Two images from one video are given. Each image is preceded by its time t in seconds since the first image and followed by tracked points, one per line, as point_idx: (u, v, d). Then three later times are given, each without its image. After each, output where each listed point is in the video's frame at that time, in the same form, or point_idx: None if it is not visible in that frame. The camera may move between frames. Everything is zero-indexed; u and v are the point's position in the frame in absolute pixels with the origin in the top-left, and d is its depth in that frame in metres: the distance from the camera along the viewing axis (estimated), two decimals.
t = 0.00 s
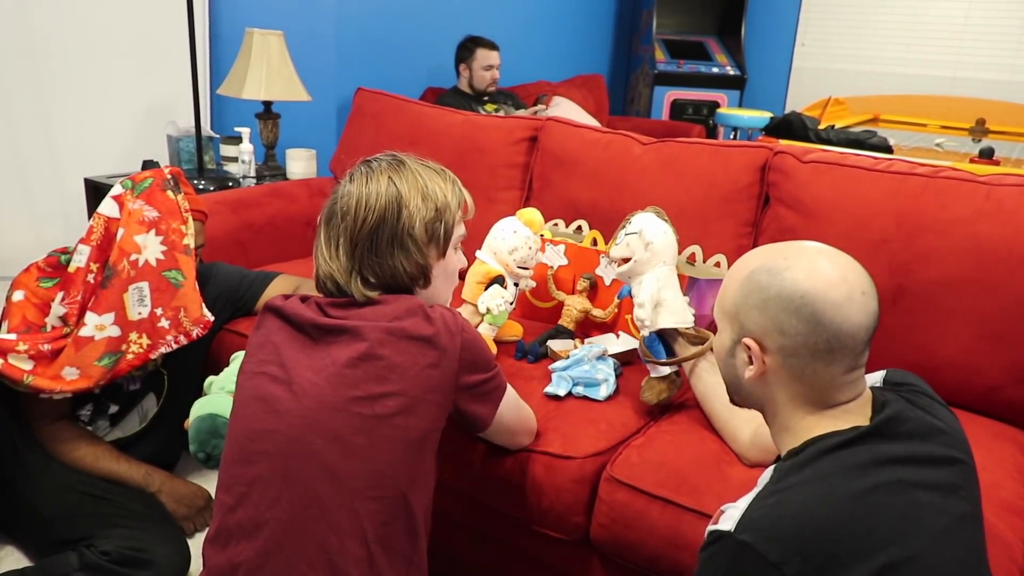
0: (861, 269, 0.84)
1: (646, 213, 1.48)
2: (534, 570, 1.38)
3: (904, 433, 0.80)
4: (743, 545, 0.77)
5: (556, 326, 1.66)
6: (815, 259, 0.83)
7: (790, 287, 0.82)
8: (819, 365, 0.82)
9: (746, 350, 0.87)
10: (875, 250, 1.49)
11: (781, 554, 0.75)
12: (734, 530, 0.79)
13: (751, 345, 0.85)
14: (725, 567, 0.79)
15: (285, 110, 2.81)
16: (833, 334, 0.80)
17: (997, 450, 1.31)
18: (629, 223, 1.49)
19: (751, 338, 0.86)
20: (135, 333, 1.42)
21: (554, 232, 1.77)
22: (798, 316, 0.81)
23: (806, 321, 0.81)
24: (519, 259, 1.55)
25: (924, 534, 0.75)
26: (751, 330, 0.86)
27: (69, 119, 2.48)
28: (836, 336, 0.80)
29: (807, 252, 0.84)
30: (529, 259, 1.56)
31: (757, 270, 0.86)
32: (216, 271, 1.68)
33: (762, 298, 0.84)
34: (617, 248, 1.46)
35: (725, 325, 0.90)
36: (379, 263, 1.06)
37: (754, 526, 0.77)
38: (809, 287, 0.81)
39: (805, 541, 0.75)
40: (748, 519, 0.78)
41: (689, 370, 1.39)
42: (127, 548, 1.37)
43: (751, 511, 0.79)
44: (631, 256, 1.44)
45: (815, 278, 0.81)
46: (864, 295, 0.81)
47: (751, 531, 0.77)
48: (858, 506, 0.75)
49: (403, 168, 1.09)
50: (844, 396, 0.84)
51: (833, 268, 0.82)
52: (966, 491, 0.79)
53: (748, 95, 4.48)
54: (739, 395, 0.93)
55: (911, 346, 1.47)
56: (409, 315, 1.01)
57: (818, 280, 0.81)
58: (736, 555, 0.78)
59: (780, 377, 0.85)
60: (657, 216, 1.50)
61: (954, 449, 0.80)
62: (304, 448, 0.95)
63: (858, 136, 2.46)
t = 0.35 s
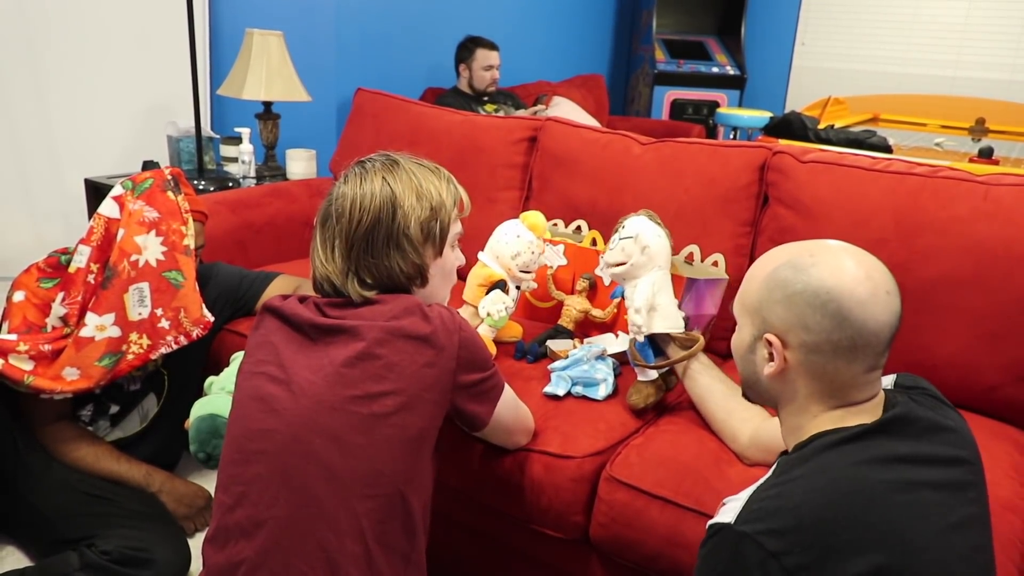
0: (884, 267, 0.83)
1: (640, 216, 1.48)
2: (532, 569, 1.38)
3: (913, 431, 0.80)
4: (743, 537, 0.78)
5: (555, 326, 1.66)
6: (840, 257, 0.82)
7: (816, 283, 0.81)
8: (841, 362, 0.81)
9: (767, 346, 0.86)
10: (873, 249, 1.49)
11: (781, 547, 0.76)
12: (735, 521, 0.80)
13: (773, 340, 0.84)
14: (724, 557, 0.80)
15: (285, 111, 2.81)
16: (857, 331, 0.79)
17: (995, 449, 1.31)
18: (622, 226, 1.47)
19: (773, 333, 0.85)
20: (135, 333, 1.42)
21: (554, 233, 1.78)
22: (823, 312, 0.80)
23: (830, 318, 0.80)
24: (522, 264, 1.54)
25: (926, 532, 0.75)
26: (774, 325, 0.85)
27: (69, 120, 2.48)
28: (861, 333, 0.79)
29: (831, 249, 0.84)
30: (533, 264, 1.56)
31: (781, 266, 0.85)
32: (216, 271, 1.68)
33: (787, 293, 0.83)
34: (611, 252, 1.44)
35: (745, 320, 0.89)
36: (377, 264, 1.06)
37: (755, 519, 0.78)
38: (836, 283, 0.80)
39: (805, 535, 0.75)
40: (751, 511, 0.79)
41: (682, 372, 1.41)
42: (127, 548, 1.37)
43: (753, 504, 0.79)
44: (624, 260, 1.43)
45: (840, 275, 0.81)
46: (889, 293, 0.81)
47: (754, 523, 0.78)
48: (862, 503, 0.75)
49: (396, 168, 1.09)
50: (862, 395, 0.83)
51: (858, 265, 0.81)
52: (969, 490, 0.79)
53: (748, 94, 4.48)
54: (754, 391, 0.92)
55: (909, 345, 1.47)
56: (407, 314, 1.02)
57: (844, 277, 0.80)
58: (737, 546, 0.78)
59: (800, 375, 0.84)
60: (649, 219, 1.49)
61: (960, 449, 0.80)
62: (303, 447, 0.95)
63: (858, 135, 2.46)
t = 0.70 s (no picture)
0: (893, 269, 0.83)
1: (643, 219, 1.47)
2: (537, 569, 1.38)
3: (924, 436, 0.79)
4: (760, 548, 0.77)
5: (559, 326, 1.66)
6: (848, 260, 0.81)
7: (827, 288, 0.80)
8: (852, 369, 0.81)
9: (777, 351, 0.85)
10: (879, 249, 1.49)
11: (799, 558, 0.75)
12: (751, 532, 0.79)
13: (783, 346, 0.84)
14: (740, 568, 0.79)
15: (289, 111, 2.81)
16: (869, 337, 0.79)
17: (1001, 450, 1.30)
18: (627, 228, 1.47)
19: (783, 339, 0.84)
20: (139, 333, 1.42)
21: (558, 232, 1.77)
22: (835, 318, 0.80)
23: (840, 323, 0.80)
24: (502, 247, 1.52)
25: (942, 539, 0.75)
26: (783, 331, 0.84)
27: (74, 120, 2.49)
28: (873, 338, 0.79)
29: (840, 252, 0.83)
30: (515, 248, 1.52)
31: (789, 271, 0.84)
32: (220, 271, 1.68)
33: (796, 299, 0.82)
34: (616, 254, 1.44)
35: (752, 325, 0.88)
36: (383, 265, 1.06)
37: (772, 529, 0.77)
38: (846, 288, 0.80)
39: (824, 546, 0.75)
40: (766, 522, 0.78)
41: (685, 372, 1.41)
42: (132, 548, 1.37)
43: (769, 515, 0.78)
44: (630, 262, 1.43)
45: (850, 279, 0.80)
46: (899, 296, 0.80)
47: (772, 534, 0.77)
48: (879, 511, 0.74)
49: (401, 168, 1.09)
50: (873, 400, 0.83)
51: (868, 269, 0.81)
52: (982, 495, 0.79)
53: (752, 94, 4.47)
54: (762, 395, 0.91)
55: (915, 346, 1.47)
56: (413, 315, 1.02)
57: (853, 281, 0.80)
58: (754, 557, 0.77)
59: (810, 380, 0.84)
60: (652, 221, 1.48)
61: (972, 453, 0.80)
62: (309, 448, 0.95)
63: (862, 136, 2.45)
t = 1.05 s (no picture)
0: (900, 273, 0.82)
1: (644, 219, 1.46)
2: (539, 569, 1.38)
3: (926, 438, 0.79)
4: (760, 550, 0.77)
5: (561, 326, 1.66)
6: (855, 264, 0.81)
7: (834, 293, 0.80)
8: (858, 374, 0.81)
9: (781, 355, 0.85)
10: (882, 250, 1.48)
11: (799, 560, 0.75)
12: (751, 533, 0.79)
13: (788, 350, 0.84)
14: (739, 569, 0.79)
15: (291, 111, 2.81)
16: (876, 342, 0.79)
17: (1003, 451, 1.30)
18: (628, 229, 1.46)
19: (788, 343, 0.84)
20: (141, 333, 1.42)
21: (559, 233, 1.77)
22: (842, 323, 0.79)
23: (847, 328, 0.79)
24: (490, 242, 1.53)
25: (944, 542, 0.75)
26: (789, 335, 0.84)
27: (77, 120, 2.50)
28: (880, 344, 0.79)
29: (848, 255, 0.82)
30: (503, 242, 1.52)
31: (794, 274, 0.84)
32: (222, 271, 1.68)
33: (802, 303, 0.82)
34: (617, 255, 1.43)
35: (757, 327, 0.88)
36: (386, 267, 1.06)
37: (772, 531, 0.77)
38: (853, 293, 0.79)
39: (824, 548, 0.75)
40: (767, 524, 0.78)
41: (686, 373, 1.41)
42: (133, 548, 1.37)
43: (769, 517, 0.78)
44: (631, 264, 1.42)
45: (857, 284, 0.80)
46: (906, 301, 0.80)
47: (773, 536, 0.76)
48: (881, 513, 0.74)
49: (405, 169, 1.08)
50: (878, 404, 0.83)
51: (876, 273, 0.80)
52: (984, 496, 0.79)
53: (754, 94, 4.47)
54: (765, 396, 0.91)
55: (917, 346, 1.46)
56: (415, 315, 1.02)
57: (860, 286, 0.79)
58: (754, 558, 0.77)
59: (815, 384, 0.84)
60: (654, 220, 1.48)
61: (975, 456, 0.80)
62: (311, 448, 0.95)
63: (865, 136, 2.45)
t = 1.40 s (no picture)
0: (886, 259, 0.82)
1: (632, 208, 1.47)
2: (536, 559, 1.38)
3: (921, 425, 0.79)
4: (755, 541, 0.77)
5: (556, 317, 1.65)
6: (838, 251, 0.80)
7: (817, 281, 0.79)
8: (845, 361, 0.80)
9: (769, 346, 0.85)
10: (876, 235, 1.48)
11: (794, 550, 0.75)
12: (745, 524, 0.79)
13: (774, 342, 0.83)
14: (735, 560, 0.79)
15: (284, 105, 2.80)
16: (861, 329, 0.78)
17: (998, 436, 1.30)
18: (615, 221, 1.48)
19: (774, 335, 0.83)
20: (135, 330, 1.42)
21: (554, 224, 1.77)
22: (825, 311, 0.79)
23: (831, 316, 0.79)
24: (487, 234, 1.52)
25: (939, 529, 0.75)
26: (774, 327, 0.83)
27: (68, 116, 2.48)
28: (865, 332, 0.78)
29: (829, 242, 0.82)
30: (500, 234, 1.51)
31: (778, 263, 0.83)
32: (216, 266, 1.67)
33: (786, 294, 0.82)
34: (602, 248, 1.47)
35: (744, 318, 0.88)
36: (375, 260, 1.06)
37: (766, 522, 0.76)
38: (836, 281, 0.79)
39: (818, 539, 0.74)
40: (761, 515, 0.78)
41: (684, 363, 1.40)
42: (131, 545, 1.37)
43: (763, 508, 0.78)
44: (614, 255, 1.44)
45: (841, 272, 0.79)
46: (890, 288, 0.79)
47: (767, 527, 0.76)
48: (875, 503, 0.74)
49: (395, 161, 1.08)
50: (867, 391, 0.82)
51: (858, 259, 0.80)
52: (980, 482, 0.78)
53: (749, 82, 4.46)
54: (756, 386, 0.91)
55: (912, 332, 1.46)
56: (404, 307, 1.01)
57: (844, 274, 0.79)
58: (749, 549, 0.77)
59: (803, 373, 0.83)
60: (642, 208, 1.48)
61: (969, 442, 0.79)
62: (302, 442, 0.95)
63: (860, 122, 2.44)
